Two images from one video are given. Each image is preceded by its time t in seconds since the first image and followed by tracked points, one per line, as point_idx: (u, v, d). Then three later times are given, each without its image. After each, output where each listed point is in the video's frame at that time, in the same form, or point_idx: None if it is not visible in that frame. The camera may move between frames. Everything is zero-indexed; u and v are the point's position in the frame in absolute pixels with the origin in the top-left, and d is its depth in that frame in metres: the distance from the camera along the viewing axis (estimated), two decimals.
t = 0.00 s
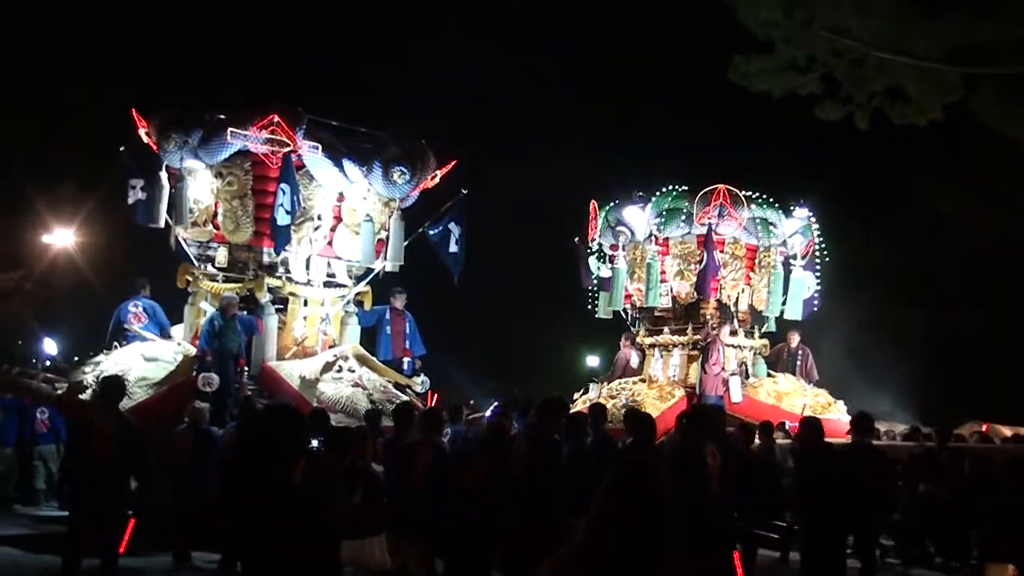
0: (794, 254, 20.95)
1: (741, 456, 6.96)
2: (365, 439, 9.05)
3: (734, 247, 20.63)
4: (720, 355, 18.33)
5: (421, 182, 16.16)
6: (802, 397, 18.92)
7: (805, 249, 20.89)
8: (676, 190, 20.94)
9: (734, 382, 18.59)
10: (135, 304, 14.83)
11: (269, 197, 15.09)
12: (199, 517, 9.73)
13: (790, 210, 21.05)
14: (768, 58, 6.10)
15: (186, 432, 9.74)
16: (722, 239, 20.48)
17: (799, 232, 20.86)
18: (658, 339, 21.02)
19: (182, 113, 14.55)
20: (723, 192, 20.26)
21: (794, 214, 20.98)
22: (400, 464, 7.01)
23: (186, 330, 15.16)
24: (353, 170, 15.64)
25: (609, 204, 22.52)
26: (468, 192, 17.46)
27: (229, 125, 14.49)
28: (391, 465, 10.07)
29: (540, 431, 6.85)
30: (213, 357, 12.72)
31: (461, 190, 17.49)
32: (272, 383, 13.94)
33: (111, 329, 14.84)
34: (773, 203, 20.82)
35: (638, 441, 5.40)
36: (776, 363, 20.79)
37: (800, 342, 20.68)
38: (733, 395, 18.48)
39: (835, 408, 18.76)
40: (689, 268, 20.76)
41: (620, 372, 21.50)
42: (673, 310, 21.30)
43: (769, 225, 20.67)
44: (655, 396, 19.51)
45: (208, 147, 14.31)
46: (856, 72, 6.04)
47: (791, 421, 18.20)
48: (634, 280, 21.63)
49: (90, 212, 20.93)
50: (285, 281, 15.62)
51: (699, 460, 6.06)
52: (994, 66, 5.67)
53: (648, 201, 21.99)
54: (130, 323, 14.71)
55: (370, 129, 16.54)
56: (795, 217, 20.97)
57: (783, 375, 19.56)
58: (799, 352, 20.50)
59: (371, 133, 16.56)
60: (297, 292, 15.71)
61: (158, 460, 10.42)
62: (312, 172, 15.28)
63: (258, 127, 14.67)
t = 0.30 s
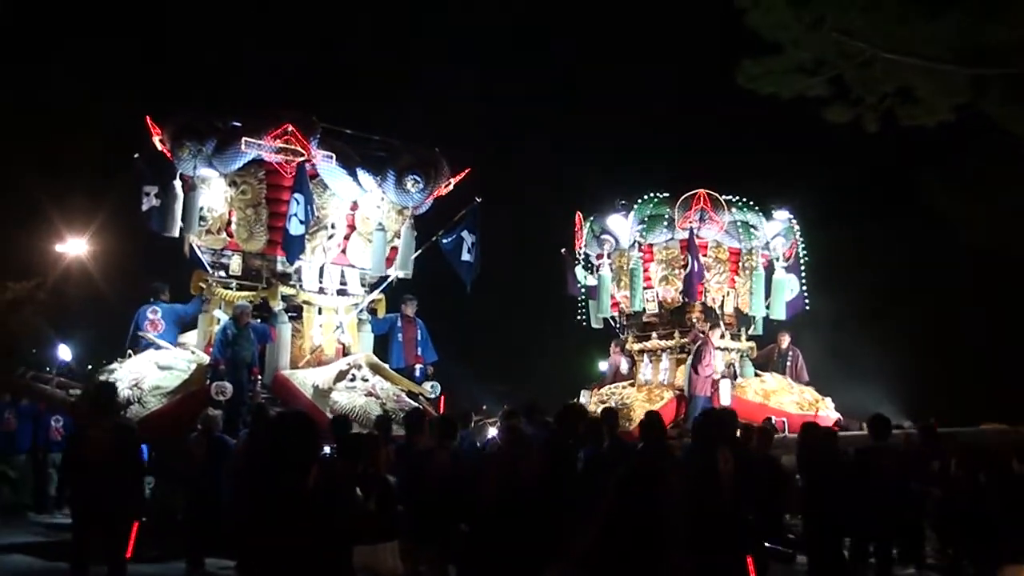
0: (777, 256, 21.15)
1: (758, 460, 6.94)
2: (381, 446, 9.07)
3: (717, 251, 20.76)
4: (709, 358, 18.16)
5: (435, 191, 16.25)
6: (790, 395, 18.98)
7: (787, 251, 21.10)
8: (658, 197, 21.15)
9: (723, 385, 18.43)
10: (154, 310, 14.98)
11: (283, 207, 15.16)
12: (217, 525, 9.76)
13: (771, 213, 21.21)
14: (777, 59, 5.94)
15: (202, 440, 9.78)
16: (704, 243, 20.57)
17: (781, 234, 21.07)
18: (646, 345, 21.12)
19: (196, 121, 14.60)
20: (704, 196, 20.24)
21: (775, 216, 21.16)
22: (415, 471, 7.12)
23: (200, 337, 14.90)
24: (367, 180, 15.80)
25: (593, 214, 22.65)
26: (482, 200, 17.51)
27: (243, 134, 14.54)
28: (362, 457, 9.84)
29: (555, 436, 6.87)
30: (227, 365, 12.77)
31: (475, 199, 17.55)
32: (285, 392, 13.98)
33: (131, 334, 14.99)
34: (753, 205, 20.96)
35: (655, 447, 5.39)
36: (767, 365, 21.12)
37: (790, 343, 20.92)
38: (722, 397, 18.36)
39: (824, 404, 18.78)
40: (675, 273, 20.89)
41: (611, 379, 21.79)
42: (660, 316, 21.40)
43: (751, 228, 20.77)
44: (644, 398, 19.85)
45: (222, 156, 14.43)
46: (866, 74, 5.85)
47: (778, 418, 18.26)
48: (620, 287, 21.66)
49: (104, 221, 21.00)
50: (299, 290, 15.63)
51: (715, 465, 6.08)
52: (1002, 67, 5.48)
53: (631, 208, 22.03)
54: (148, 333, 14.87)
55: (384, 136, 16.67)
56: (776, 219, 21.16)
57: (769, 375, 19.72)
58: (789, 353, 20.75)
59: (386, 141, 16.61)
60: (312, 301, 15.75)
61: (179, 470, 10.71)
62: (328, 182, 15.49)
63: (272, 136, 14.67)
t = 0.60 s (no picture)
0: (746, 252, 21.24)
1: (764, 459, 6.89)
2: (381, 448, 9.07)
3: (687, 249, 20.95)
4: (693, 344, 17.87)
5: (438, 193, 16.31)
6: (766, 381, 19.20)
7: (756, 246, 21.19)
8: (626, 198, 21.28)
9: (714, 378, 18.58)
10: (167, 309, 14.98)
11: (286, 208, 15.27)
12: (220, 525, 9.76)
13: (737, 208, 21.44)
14: (777, 55, 5.48)
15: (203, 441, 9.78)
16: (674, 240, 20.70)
17: (750, 229, 21.19)
18: (622, 343, 21.30)
19: (199, 121, 14.46)
20: (671, 193, 20.49)
21: (742, 212, 21.37)
22: (419, 469, 7.13)
23: (202, 337, 14.85)
24: (370, 183, 15.76)
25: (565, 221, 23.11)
26: (485, 203, 17.56)
27: (248, 137, 14.63)
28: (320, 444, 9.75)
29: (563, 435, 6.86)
30: (228, 369, 12.76)
31: (478, 201, 17.59)
32: (289, 401, 13.87)
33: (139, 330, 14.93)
34: (718, 201, 21.25)
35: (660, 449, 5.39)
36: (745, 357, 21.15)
37: (770, 336, 21.00)
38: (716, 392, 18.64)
39: (799, 390, 19.13)
40: (647, 272, 21.04)
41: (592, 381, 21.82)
42: (636, 315, 21.49)
43: (719, 223, 21.02)
44: (625, 394, 19.73)
45: (225, 158, 14.38)
46: (866, 69, 5.31)
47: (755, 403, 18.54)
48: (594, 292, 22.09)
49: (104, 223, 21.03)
50: (303, 292, 15.77)
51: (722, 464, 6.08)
52: (999, 64, 4.83)
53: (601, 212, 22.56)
54: (159, 331, 14.86)
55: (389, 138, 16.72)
56: (743, 215, 21.36)
57: (746, 365, 19.78)
58: (768, 345, 20.80)
59: (389, 142, 16.67)
60: (315, 303, 15.83)
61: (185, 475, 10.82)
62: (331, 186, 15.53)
63: (275, 140, 14.79)
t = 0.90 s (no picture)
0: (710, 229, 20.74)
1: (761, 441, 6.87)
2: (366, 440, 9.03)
3: (652, 232, 20.88)
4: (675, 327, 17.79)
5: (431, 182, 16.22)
6: (740, 355, 19.30)
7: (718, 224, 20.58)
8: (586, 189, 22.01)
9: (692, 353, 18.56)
10: (164, 299, 15.02)
11: (277, 198, 15.25)
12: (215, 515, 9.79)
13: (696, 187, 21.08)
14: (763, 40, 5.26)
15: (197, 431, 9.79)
16: (638, 224, 20.89)
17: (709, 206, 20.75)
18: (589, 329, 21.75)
19: (192, 110, 14.43)
20: (629, 177, 20.95)
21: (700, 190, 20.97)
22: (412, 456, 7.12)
23: (195, 322, 14.99)
24: (364, 172, 15.74)
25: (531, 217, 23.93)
26: (480, 193, 17.52)
27: (240, 127, 14.58)
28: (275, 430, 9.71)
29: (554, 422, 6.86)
30: (220, 358, 12.75)
31: (473, 192, 17.57)
32: (281, 387, 13.95)
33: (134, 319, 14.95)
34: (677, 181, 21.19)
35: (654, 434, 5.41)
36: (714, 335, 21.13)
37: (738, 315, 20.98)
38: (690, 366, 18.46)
39: (773, 360, 19.20)
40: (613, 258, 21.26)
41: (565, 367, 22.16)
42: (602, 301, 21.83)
43: (679, 203, 20.88)
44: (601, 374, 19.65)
45: (217, 147, 14.30)
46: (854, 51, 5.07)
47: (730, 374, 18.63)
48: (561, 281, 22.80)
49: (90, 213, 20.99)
50: (294, 282, 15.67)
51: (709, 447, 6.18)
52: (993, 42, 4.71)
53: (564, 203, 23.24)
54: (154, 319, 14.86)
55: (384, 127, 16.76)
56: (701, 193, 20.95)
57: (719, 340, 19.85)
58: (736, 323, 20.79)
59: (383, 130, 16.72)
60: (307, 292, 15.71)
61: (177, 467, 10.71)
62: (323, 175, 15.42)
63: (269, 129, 14.87)
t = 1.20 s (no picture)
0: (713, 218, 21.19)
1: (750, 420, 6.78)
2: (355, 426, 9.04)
3: (654, 217, 21.29)
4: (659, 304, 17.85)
5: (417, 165, 16.09)
6: (732, 346, 19.31)
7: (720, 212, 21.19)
8: (592, 168, 21.68)
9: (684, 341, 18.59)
10: (153, 288, 14.58)
11: (264, 181, 15.12)
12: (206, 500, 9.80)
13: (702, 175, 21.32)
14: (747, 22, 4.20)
15: (191, 418, 9.81)
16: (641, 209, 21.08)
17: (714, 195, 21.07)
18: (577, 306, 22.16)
19: (176, 94, 14.31)
20: (635, 163, 20.76)
21: (706, 179, 21.26)
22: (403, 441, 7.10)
23: (182, 307, 15.19)
24: (350, 157, 15.58)
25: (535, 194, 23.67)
26: (466, 176, 17.50)
27: (224, 110, 14.44)
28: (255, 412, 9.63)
29: (545, 408, 6.86)
30: (209, 342, 12.73)
31: (459, 174, 17.54)
32: (267, 372, 13.93)
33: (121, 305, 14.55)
34: (683, 168, 21.18)
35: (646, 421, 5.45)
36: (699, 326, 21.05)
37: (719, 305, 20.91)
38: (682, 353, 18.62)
39: (767, 354, 19.18)
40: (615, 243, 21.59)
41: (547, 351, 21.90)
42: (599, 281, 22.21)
43: (684, 190, 20.95)
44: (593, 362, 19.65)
45: (202, 131, 14.25)
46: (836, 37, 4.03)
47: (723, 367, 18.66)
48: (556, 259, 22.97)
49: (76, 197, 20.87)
50: (284, 264, 15.77)
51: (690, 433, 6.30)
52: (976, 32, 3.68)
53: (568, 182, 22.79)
54: (141, 308, 14.45)
55: (369, 110, 16.57)
56: (707, 182, 21.24)
57: (711, 330, 19.90)
58: (718, 314, 20.74)
59: (368, 114, 16.53)
60: (296, 275, 15.69)
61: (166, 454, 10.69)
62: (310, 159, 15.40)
63: (254, 113, 14.61)
